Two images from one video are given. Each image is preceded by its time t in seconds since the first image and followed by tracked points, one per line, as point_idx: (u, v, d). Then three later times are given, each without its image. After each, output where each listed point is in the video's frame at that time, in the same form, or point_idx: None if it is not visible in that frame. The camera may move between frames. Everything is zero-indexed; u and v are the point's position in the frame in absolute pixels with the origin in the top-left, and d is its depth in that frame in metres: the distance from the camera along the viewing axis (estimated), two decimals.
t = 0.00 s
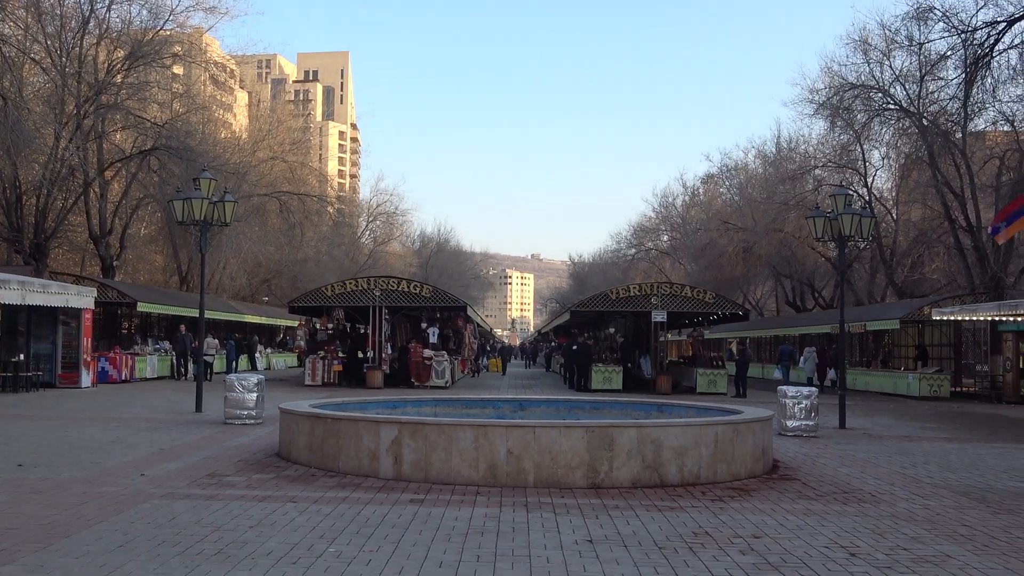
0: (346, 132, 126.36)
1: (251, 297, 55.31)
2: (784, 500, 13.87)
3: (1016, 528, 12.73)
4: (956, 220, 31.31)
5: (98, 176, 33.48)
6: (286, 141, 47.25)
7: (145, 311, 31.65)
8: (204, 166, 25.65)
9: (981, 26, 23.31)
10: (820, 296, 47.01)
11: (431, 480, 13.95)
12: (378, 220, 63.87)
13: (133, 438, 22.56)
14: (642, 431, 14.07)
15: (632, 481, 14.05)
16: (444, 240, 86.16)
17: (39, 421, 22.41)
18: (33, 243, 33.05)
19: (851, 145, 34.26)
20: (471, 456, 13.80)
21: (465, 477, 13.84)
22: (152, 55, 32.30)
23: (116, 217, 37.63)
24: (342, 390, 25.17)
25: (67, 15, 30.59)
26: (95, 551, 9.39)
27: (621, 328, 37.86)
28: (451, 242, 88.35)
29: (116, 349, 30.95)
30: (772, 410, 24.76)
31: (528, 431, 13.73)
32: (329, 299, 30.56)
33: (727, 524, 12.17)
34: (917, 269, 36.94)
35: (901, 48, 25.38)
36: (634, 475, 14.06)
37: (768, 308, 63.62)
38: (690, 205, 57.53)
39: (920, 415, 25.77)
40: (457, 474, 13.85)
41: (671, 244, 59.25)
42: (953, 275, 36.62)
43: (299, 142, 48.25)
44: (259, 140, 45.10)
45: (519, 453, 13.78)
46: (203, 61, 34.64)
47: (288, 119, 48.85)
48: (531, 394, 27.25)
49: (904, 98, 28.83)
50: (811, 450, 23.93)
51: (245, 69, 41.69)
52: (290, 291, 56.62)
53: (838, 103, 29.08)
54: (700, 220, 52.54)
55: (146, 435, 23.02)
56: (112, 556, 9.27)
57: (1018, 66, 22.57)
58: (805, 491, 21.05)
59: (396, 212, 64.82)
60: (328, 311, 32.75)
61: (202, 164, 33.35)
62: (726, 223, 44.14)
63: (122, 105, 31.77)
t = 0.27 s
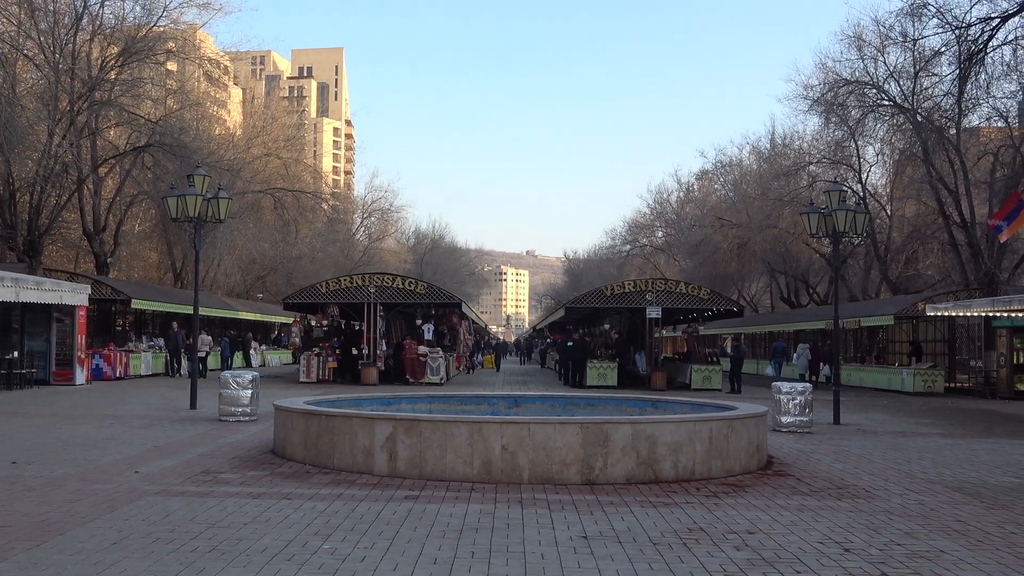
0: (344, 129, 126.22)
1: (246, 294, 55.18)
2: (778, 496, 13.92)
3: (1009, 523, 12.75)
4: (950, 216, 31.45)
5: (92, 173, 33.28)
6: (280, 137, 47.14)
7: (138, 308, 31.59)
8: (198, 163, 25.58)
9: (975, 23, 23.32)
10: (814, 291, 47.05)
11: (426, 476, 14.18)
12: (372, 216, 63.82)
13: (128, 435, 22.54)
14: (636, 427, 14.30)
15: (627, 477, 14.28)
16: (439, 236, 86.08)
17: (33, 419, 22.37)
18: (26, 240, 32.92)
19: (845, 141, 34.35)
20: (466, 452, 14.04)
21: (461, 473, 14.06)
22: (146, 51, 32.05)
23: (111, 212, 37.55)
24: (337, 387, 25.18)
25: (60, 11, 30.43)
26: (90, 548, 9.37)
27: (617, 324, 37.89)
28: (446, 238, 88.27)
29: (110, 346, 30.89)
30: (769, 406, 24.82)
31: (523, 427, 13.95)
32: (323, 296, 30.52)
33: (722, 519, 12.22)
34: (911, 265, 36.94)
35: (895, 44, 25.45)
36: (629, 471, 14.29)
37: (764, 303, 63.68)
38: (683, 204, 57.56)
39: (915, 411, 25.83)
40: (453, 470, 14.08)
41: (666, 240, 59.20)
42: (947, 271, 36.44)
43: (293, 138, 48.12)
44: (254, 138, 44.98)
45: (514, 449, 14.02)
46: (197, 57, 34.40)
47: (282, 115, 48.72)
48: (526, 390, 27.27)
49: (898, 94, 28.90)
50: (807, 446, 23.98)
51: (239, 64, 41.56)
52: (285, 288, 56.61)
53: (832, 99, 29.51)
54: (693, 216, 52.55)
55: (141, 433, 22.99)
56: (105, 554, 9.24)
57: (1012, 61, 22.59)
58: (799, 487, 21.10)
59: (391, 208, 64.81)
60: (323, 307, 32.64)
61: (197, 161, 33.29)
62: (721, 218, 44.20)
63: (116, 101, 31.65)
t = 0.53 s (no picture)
0: (335, 126, 125.15)
1: (234, 292, 54.21)
2: (788, 501, 13.08)
3: None
4: (963, 210, 30.55)
5: (74, 168, 32.31)
6: (269, 131, 46.29)
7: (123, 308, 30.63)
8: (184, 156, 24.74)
9: (988, 9, 22.39)
10: (824, 288, 46.07)
11: (420, 480, 13.60)
12: (365, 212, 63.02)
13: (111, 440, 21.63)
14: (640, 429, 13.69)
15: (630, 481, 13.67)
16: (434, 233, 85.19)
17: (12, 423, 21.47)
18: (8, 237, 32.01)
19: (854, 132, 33.48)
20: (462, 456, 13.44)
21: (457, 477, 13.44)
22: (129, 41, 31.34)
23: (93, 209, 36.64)
24: (328, 389, 24.30)
25: None
26: (74, 556, 8.54)
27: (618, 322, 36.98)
28: (441, 234, 87.38)
29: (93, 347, 29.94)
30: (776, 407, 23.95)
31: (521, 429, 13.33)
32: (314, 293, 29.61)
33: (729, 523, 11.38)
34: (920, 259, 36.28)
35: (906, 32, 24.61)
36: (632, 475, 13.68)
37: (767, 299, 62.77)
38: (689, 195, 56.63)
39: (927, 411, 24.97)
40: (447, 474, 13.48)
41: (669, 236, 58.29)
42: (960, 265, 35.81)
43: (282, 132, 47.20)
44: (241, 131, 44.03)
45: (512, 452, 13.42)
46: (181, 47, 33.57)
47: (271, 108, 47.84)
48: (525, 391, 26.38)
49: (909, 83, 28.02)
50: (816, 448, 23.11)
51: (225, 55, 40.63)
52: (275, 288, 55.66)
53: (842, 89, 28.48)
54: (696, 212, 51.65)
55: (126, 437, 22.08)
56: (89, 562, 8.43)
57: None
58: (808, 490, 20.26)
59: (383, 204, 63.97)
60: (313, 306, 31.71)
61: (182, 155, 32.56)
62: (725, 214, 43.33)
63: (98, 93, 30.76)
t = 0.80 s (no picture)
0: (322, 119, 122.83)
1: (218, 292, 52.50)
2: (809, 514, 12.55)
3: None
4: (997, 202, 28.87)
5: (44, 159, 30.88)
6: (253, 119, 44.96)
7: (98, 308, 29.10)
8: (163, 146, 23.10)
9: None
10: (847, 286, 44.22)
11: (415, 492, 13.28)
12: (356, 206, 61.52)
13: (86, 450, 20.26)
14: (650, 438, 13.34)
15: (640, 492, 13.33)
16: (430, 229, 83.61)
17: None
18: None
19: (878, 119, 31.91)
20: (461, 467, 13.11)
21: (455, 488, 13.13)
22: (104, 25, 29.75)
23: (66, 203, 35.08)
24: (318, 395, 22.74)
25: None
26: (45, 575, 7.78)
27: (625, 323, 35.32)
28: (438, 230, 85.73)
29: (67, 350, 28.44)
30: (795, 414, 22.33)
31: (524, 437, 13.01)
32: (303, 293, 28.10)
33: (749, 536, 10.50)
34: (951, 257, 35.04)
35: (935, 12, 23.20)
36: (642, 485, 13.36)
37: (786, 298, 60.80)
38: (705, 185, 54.93)
39: (956, 417, 23.48)
40: (445, 486, 13.16)
41: (683, 231, 56.58)
42: (992, 263, 34.72)
43: (267, 120, 45.83)
44: (222, 119, 42.56)
45: (513, 462, 13.09)
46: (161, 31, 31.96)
47: (256, 95, 46.39)
48: (529, 397, 24.83)
49: (937, 67, 26.48)
50: (837, 457, 21.59)
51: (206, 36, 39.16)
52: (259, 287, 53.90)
53: (866, 73, 27.14)
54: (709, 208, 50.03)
55: (102, 447, 20.73)
56: None
57: None
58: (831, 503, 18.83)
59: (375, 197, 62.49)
60: (301, 306, 30.07)
61: (160, 144, 31.36)
62: (741, 207, 41.75)
63: (72, 78, 29.30)
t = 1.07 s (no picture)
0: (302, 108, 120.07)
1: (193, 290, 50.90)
2: (828, 530, 12.35)
3: None
4: None
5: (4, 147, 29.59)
6: (231, 104, 43.72)
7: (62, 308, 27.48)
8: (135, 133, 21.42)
9: None
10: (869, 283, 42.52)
11: (406, 507, 13.09)
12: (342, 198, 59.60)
13: (49, 462, 18.75)
14: (658, 448, 13.17)
15: (647, 507, 13.14)
16: (421, 224, 81.73)
17: None
18: None
19: (901, 105, 30.48)
20: (456, 479, 12.94)
21: (450, 502, 12.96)
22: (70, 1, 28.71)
23: (28, 195, 33.38)
24: (302, 403, 21.06)
25: None
26: None
27: (630, 324, 33.74)
28: (431, 226, 83.69)
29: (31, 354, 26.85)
30: (815, 422, 20.79)
31: (524, 448, 12.88)
32: (286, 293, 26.56)
33: (762, 554, 10.55)
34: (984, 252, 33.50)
35: None
36: (649, 499, 13.17)
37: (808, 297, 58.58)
38: (716, 177, 52.96)
39: (989, 425, 21.92)
40: (439, 499, 12.99)
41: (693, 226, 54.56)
42: None
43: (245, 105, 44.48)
44: (196, 105, 40.83)
45: (511, 474, 12.92)
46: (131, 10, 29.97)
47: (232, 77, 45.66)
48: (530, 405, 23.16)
49: (968, 48, 25.27)
50: (861, 468, 19.97)
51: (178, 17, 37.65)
52: (235, 284, 52.16)
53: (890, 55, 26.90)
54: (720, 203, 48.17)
55: (67, 459, 19.21)
56: None
57: None
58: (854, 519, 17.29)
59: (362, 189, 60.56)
60: (282, 306, 28.38)
61: (130, 132, 29.77)
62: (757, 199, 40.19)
63: (34, 61, 27.92)
